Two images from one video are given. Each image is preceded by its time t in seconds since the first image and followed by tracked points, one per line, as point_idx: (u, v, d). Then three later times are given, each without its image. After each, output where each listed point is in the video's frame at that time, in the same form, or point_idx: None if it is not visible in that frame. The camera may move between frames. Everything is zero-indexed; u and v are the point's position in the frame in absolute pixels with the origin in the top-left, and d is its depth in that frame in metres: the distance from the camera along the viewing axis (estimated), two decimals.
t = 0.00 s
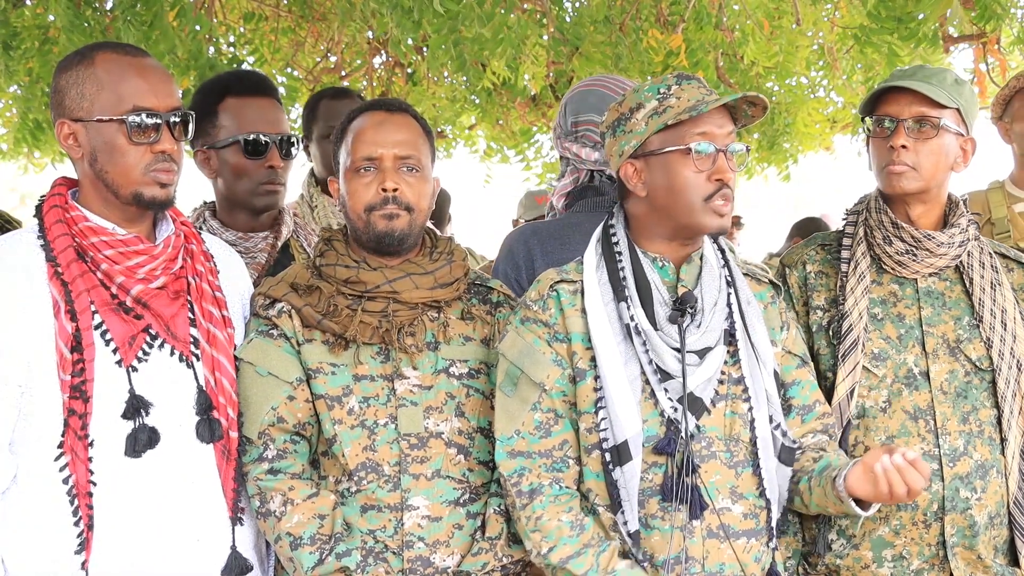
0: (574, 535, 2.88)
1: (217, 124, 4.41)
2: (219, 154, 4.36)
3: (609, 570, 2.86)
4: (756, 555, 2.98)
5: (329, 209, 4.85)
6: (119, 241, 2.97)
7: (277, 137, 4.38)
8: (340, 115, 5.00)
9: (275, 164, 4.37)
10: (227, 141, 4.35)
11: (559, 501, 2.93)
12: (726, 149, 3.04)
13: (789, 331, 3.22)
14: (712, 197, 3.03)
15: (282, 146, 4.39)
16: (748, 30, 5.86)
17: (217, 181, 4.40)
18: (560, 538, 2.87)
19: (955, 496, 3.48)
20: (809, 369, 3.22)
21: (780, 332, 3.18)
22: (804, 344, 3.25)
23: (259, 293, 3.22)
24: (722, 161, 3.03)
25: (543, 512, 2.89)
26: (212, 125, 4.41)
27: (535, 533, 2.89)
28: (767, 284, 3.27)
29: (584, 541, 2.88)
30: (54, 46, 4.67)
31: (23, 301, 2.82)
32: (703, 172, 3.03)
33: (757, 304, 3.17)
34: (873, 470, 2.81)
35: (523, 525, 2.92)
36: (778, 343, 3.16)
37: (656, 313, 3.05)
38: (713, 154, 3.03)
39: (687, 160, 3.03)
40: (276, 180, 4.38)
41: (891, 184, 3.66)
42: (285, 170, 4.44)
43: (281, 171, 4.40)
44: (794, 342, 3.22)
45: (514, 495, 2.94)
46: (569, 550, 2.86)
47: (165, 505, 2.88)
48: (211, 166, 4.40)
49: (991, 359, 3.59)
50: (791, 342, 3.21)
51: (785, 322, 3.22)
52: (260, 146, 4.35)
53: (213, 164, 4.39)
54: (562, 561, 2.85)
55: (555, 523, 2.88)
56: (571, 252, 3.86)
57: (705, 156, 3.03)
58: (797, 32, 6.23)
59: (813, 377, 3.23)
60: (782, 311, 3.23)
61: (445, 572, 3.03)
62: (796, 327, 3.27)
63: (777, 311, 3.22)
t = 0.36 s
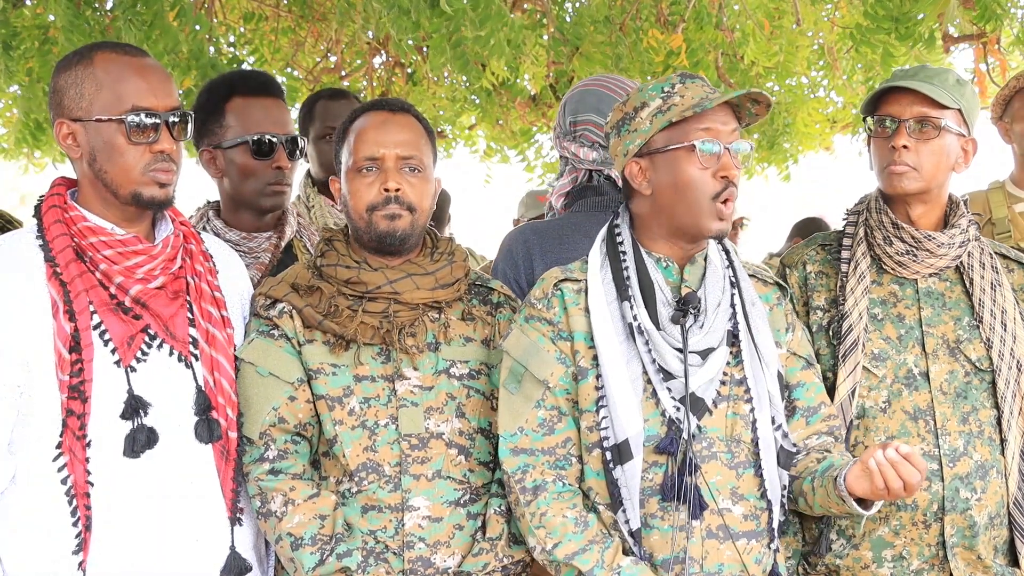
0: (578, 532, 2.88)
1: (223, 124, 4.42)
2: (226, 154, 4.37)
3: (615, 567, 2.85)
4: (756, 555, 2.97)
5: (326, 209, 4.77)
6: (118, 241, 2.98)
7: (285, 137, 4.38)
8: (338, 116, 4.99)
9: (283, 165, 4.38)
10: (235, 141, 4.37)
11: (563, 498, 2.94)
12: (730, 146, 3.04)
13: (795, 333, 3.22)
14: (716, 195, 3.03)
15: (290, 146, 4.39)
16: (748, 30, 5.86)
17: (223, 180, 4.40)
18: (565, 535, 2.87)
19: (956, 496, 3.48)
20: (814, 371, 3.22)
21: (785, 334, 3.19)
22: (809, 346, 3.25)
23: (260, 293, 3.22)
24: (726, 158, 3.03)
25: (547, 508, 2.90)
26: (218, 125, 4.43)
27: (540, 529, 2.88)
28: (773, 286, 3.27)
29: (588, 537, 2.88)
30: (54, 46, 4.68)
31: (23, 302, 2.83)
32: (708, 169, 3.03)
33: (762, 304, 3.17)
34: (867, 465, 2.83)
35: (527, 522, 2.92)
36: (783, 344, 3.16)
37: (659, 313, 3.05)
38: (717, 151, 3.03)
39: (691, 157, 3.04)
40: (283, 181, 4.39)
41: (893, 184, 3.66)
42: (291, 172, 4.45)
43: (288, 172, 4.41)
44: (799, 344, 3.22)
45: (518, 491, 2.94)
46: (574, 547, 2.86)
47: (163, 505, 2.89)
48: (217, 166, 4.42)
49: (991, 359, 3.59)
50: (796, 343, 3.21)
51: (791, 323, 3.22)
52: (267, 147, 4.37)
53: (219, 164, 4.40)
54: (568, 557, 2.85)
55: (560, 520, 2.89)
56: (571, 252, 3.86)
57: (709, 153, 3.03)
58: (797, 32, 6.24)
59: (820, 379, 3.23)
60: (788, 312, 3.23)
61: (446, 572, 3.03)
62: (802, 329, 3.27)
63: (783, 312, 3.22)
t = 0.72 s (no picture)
0: (572, 529, 2.87)
1: (225, 124, 4.43)
2: (227, 154, 4.37)
3: (606, 565, 2.83)
4: (755, 554, 2.95)
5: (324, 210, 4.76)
6: (117, 241, 2.98)
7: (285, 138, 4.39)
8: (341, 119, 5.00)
9: (284, 166, 4.38)
10: (236, 142, 4.37)
11: (557, 495, 2.93)
12: (715, 135, 3.07)
13: (800, 329, 3.21)
14: (706, 182, 3.04)
15: (291, 147, 4.39)
16: (748, 30, 5.85)
17: (225, 180, 4.40)
18: (558, 532, 2.86)
19: (956, 496, 3.48)
20: (823, 368, 3.20)
21: (790, 331, 3.17)
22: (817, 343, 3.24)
23: (260, 293, 3.22)
24: (712, 145, 3.05)
25: (540, 504, 2.89)
26: (220, 125, 4.43)
27: (533, 526, 2.88)
28: (778, 283, 3.25)
29: (581, 535, 2.86)
30: (54, 46, 4.68)
31: (22, 301, 2.83)
32: (695, 158, 3.05)
33: (765, 301, 3.16)
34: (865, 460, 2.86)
35: (521, 519, 2.92)
36: (788, 341, 3.15)
37: (657, 308, 3.04)
38: (703, 140, 3.06)
39: (677, 148, 3.06)
40: (284, 181, 4.38)
41: (895, 185, 3.65)
42: (292, 172, 4.45)
43: (289, 173, 4.41)
44: (805, 340, 3.21)
45: (513, 487, 2.94)
46: (567, 544, 2.84)
47: (163, 505, 2.88)
48: (218, 166, 4.42)
49: (991, 359, 3.59)
50: (803, 340, 3.20)
51: (796, 319, 3.21)
52: (269, 147, 4.37)
53: (220, 164, 4.40)
54: (559, 554, 2.84)
55: (553, 516, 2.88)
56: (570, 252, 3.86)
57: (695, 142, 3.05)
58: (797, 32, 6.24)
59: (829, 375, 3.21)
60: (793, 310, 3.22)
61: (446, 573, 3.02)
62: (808, 325, 3.26)
63: (787, 309, 3.21)
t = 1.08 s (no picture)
0: (572, 528, 2.87)
1: (223, 124, 4.42)
2: (226, 155, 4.37)
3: (606, 565, 2.83)
4: (755, 552, 2.93)
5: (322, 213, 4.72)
6: (116, 241, 2.98)
7: (285, 140, 4.40)
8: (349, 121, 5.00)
9: (283, 166, 4.38)
10: (235, 143, 4.37)
11: (558, 495, 2.93)
12: (696, 126, 3.08)
13: (804, 321, 3.18)
14: (687, 173, 3.05)
15: (290, 149, 4.42)
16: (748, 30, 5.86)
17: (223, 180, 4.39)
18: (559, 531, 2.86)
19: (955, 496, 3.48)
20: (833, 353, 3.14)
21: (790, 327, 3.13)
22: (825, 332, 3.19)
23: (260, 293, 3.22)
24: (693, 137, 3.06)
25: (540, 504, 2.90)
26: (218, 125, 4.43)
27: (533, 525, 2.89)
28: (779, 280, 3.22)
29: (581, 534, 2.86)
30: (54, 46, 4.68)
31: (21, 302, 2.83)
32: (675, 150, 3.07)
33: (764, 297, 3.12)
34: (877, 406, 2.86)
35: (521, 518, 2.92)
36: (787, 337, 3.10)
37: (653, 305, 3.05)
38: (683, 133, 3.07)
39: (657, 142, 3.08)
40: (283, 182, 4.38)
41: (895, 186, 3.65)
42: (291, 172, 4.45)
43: (288, 173, 4.41)
44: (809, 331, 3.18)
45: (513, 488, 2.94)
46: (567, 543, 2.84)
47: (162, 505, 2.88)
48: (217, 166, 4.42)
49: (991, 359, 3.59)
50: (806, 332, 3.17)
51: (797, 312, 3.17)
52: (267, 147, 4.37)
53: (219, 165, 4.41)
54: (560, 553, 2.84)
55: (553, 516, 2.88)
56: (569, 252, 3.85)
57: (674, 135, 3.07)
58: (797, 32, 6.24)
59: (842, 359, 3.14)
60: (794, 305, 3.18)
61: (446, 572, 3.02)
62: (813, 315, 3.21)
63: (788, 305, 3.17)
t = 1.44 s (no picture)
0: (568, 529, 2.87)
1: (223, 125, 4.43)
2: (225, 155, 4.38)
3: (603, 565, 2.82)
4: (753, 551, 2.92)
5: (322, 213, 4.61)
6: (115, 241, 2.98)
7: (284, 141, 4.39)
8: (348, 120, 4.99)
9: (281, 167, 4.37)
10: (235, 143, 4.37)
11: (555, 495, 2.93)
12: (681, 124, 3.08)
13: (797, 313, 3.17)
14: (675, 171, 3.04)
15: (289, 149, 4.41)
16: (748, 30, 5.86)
17: (223, 181, 4.39)
18: (554, 531, 2.86)
19: (956, 497, 3.47)
20: (828, 338, 3.11)
21: (786, 322, 3.14)
22: (819, 320, 3.16)
23: (260, 293, 3.22)
24: (679, 135, 3.06)
25: (537, 505, 2.90)
26: (218, 126, 4.43)
27: (530, 526, 2.89)
28: (776, 277, 3.24)
29: (578, 534, 2.87)
30: (54, 47, 4.68)
31: (21, 301, 2.83)
32: (660, 150, 3.07)
33: (760, 295, 3.12)
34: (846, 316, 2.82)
35: (518, 519, 2.93)
36: (782, 332, 3.11)
37: (647, 305, 3.05)
38: (669, 132, 3.07)
39: (643, 142, 3.09)
40: (281, 182, 4.38)
41: (895, 186, 3.65)
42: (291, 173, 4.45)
43: (287, 174, 4.41)
44: (803, 321, 3.16)
45: (510, 488, 2.95)
46: (563, 543, 2.85)
47: (162, 505, 2.88)
48: (216, 167, 4.42)
49: (992, 359, 3.59)
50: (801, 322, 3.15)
51: (795, 307, 3.17)
52: (266, 147, 4.37)
53: (218, 165, 4.41)
54: (556, 553, 2.84)
55: (550, 516, 2.88)
56: (569, 252, 3.85)
57: (659, 134, 3.08)
58: (797, 32, 6.25)
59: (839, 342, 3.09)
60: (790, 299, 3.18)
61: (446, 572, 3.02)
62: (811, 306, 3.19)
63: (785, 300, 3.18)
